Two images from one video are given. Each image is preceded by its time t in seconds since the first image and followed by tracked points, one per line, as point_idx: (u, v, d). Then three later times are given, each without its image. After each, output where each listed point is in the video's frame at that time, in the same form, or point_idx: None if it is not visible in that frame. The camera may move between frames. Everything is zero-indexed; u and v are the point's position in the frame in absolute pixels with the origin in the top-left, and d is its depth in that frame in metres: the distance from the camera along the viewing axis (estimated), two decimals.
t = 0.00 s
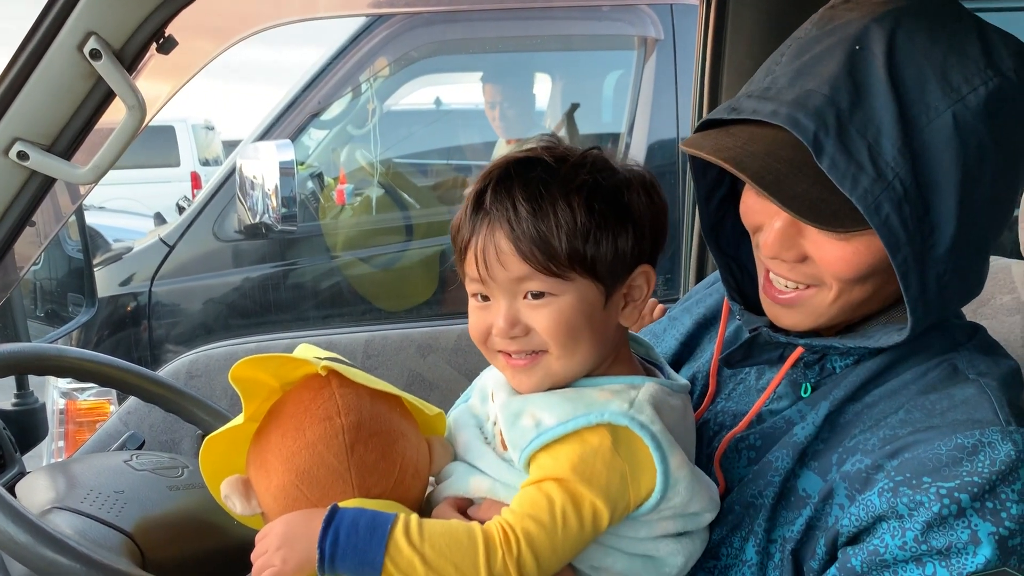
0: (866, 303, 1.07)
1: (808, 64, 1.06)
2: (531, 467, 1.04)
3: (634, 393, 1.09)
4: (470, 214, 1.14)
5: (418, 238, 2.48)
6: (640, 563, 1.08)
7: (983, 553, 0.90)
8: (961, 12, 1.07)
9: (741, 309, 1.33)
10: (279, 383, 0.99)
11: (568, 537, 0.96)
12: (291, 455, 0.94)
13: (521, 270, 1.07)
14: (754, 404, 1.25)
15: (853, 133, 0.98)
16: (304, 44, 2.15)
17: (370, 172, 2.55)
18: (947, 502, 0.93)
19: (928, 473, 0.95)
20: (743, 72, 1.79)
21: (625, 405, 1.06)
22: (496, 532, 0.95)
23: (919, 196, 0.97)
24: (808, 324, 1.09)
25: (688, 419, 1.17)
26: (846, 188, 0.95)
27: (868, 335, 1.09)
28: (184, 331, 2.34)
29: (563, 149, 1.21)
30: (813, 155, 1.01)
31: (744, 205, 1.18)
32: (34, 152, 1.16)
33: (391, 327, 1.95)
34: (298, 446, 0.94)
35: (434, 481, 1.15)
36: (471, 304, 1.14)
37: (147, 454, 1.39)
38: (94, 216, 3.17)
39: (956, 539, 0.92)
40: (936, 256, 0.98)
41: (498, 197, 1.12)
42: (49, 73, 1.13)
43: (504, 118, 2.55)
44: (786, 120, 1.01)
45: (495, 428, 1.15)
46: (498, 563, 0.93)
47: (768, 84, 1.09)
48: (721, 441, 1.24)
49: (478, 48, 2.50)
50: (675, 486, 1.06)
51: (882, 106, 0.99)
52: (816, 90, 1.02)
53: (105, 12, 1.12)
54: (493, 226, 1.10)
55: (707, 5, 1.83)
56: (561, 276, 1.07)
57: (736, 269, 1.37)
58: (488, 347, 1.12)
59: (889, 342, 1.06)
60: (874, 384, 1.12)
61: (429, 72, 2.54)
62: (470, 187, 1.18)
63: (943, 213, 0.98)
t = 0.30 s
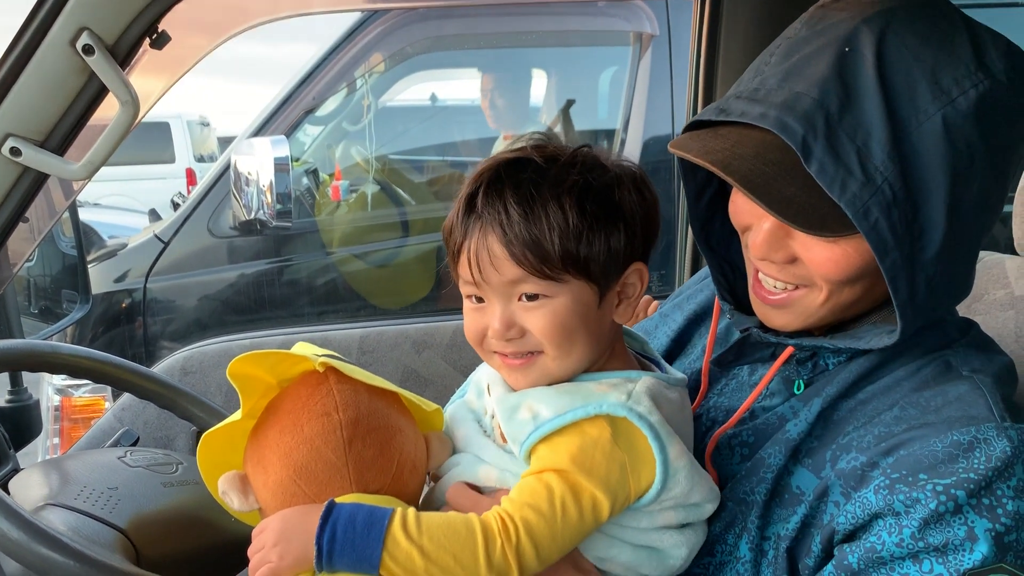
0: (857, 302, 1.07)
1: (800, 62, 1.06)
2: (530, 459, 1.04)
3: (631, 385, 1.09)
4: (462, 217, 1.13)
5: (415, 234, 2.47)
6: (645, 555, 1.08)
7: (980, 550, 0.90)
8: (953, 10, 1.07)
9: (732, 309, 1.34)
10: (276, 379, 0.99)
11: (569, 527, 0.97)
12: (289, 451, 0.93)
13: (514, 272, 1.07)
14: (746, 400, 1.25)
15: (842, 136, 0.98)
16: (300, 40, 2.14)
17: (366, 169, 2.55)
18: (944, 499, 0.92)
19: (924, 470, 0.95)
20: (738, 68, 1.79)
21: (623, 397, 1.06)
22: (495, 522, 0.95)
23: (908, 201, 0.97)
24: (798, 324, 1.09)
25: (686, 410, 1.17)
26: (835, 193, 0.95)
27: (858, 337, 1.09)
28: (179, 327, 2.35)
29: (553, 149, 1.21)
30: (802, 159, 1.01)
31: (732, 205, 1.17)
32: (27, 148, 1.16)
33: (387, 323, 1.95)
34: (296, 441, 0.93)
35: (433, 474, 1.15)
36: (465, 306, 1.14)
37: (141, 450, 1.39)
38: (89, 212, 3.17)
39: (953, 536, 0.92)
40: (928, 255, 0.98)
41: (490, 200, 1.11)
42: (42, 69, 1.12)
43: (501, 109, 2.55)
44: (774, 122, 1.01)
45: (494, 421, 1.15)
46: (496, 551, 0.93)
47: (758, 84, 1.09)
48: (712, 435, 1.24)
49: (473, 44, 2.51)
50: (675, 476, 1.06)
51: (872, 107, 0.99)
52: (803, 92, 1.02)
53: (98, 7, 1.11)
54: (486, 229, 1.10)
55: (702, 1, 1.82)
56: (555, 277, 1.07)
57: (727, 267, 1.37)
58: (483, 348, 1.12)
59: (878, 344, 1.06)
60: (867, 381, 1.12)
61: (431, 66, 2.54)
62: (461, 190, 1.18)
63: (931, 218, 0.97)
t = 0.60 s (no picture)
0: (846, 303, 1.07)
1: (790, 61, 1.05)
2: (527, 453, 1.04)
3: (628, 379, 1.09)
4: (462, 207, 1.13)
5: (412, 230, 2.48)
6: (642, 551, 1.08)
7: (974, 547, 0.90)
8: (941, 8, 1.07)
9: (723, 309, 1.34)
10: (272, 376, 0.99)
11: (564, 521, 0.97)
12: (284, 447, 0.93)
13: (512, 261, 1.07)
14: (740, 395, 1.25)
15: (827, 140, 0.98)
16: (295, 35, 2.14)
17: (362, 165, 2.53)
18: (939, 496, 0.92)
19: (919, 467, 0.95)
20: (732, 64, 1.79)
21: (619, 391, 1.06)
22: (489, 516, 0.95)
23: (894, 204, 0.97)
24: (789, 323, 1.09)
25: (683, 404, 1.17)
26: (817, 197, 0.95)
27: (844, 338, 1.08)
28: (174, 324, 2.33)
29: (552, 143, 1.21)
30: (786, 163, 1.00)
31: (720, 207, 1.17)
32: (20, 143, 1.15)
33: (382, 319, 1.95)
34: (291, 438, 0.93)
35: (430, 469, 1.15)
36: (464, 297, 1.14)
37: (136, 447, 1.39)
38: (85, 208, 3.16)
39: (948, 533, 0.92)
40: (919, 254, 0.98)
41: (489, 190, 1.11)
42: (35, 65, 1.11)
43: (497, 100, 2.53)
44: (757, 127, 1.00)
45: (491, 416, 1.15)
46: (491, 545, 0.93)
47: (742, 86, 1.09)
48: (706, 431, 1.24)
49: (469, 39, 2.51)
50: (671, 471, 1.05)
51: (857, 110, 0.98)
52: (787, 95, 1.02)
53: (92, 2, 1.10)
54: (485, 219, 1.10)
55: None
56: (554, 266, 1.07)
57: (721, 265, 1.37)
58: (482, 339, 1.11)
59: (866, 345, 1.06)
60: (861, 378, 1.12)
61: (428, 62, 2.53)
62: (463, 180, 1.18)
63: (919, 221, 0.97)
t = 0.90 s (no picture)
0: (841, 294, 1.08)
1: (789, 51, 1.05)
2: (521, 452, 1.04)
3: (620, 376, 1.09)
4: (448, 212, 1.13)
5: (409, 227, 2.49)
6: (638, 547, 1.08)
7: (970, 543, 0.91)
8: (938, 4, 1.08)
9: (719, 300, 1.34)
10: (269, 374, 0.99)
11: (560, 521, 0.97)
12: (281, 445, 0.93)
13: (500, 265, 1.07)
14: (738, 391, 1.26)
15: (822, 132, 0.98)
16: (292, 32, 2.14)
17: (359, 163, 2.54)
18: (935, 492, 0.93)
19: (914, 463, 0.95)
20: (729, 60, 1.79)
21: (612, 388, 1.06)
22: (487, 518, 0.95)
23: (886, 189, 0.97)
24: (785, 313, 1.09)
25: (676, 398, 1.17)
26: (808, 179, 0.96)
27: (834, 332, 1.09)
28: (171, 322, 2.33)
29: (536, 142, 1.21)
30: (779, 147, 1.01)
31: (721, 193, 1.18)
32: (16, 142, 1.15)
33: (379, 317, 1.95)
34: (288, 436, 0.93)
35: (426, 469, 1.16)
36: (455, 301, 1.14)
37: (133, 446, 1.39)
38: (81, 206, 3.16)
39: (944, 529, 0.92)
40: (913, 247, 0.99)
41: (474, 194, 1.11)
42: (31, 63, 1.11)
43: (492, 96, 2.54)
44: (753, 110, 1.01)
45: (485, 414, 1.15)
46: (490, 549, 0.94)
47: (742, 73, 1.10)
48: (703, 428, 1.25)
49: (466, 37, 2.51)
50: (664, 466, 1.05)
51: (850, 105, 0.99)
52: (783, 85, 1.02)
53: None
54: (471, 223, 1.10)
55: None
56: (542, 269, 1.07)
57: (721, 261, 1.37)
58: (473, 342, 1.12)
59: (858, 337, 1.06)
60: (858, 374, 1.12)
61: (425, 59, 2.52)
62: (446, 185, 1.18)
63: (911, 208, 0.98)
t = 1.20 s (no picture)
0: (843, 287, 1.08)
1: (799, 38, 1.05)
2: (517, 451, 1.04)
3: (616, 375, 1.09)
4: (443, 213, 1.13)
5: (407, 227, 2.50)
6: (635, 545, 1.08)
7: (969, 542, 0.91)
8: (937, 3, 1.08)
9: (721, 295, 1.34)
10: (267, 374, 0.99)
11: (557, 519, 0.97)
12: (279, 444, 0.93)
13: (496, 266, 1.07)
14: (738, 391, 1.26)
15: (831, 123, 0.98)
16: (290, 32, 2.14)
17: (357, 163, 2.54)
18: (933, 491, 0.93)
19: (913, 462, 0.95)
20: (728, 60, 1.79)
21: (608, 387, 1.06)
22: (485, 516, 0.95)
23: (888, 176, 0.97)
24: (787, 306, 1.10)
25: (672, 397, 1.18)
26: (809, 162, 0.96)
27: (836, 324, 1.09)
28: (169, 322, 2.33)
29: (531, 142, 1.21)
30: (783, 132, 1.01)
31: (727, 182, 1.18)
32: (14, 141, 1.15)
33: (377, 317, 1.95)
34: (285, 435, 0.93)
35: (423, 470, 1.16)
36: (452, 301, 1.14)
37: (131, 445, 1.38)
38: (78, 205, 3.15)
39: (943, 528, 0.92)
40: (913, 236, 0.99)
41: (469, 195, 1.11)
42: (29, 61, 1.11)
43: (490, 97, 2.53)
44: (757, 94, 1.01)
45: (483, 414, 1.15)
46: (487, 546, 0.94)
47: (747, 60, 1.09)
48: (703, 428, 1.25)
49: (464, 36, 2.51)
50: (661, 464, 1.06)
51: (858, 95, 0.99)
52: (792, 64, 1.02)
53: None
54: (466, 224, 1.10)
55: None
56: (537, 268, 1.07)
57: (724, 257, 1.37)
58: (470, 343, 1.12)
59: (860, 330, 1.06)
60: (858, 372, 1.13)
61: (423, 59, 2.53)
62: (441, 186, 1.18)
63: (913, 196, 0.98)
